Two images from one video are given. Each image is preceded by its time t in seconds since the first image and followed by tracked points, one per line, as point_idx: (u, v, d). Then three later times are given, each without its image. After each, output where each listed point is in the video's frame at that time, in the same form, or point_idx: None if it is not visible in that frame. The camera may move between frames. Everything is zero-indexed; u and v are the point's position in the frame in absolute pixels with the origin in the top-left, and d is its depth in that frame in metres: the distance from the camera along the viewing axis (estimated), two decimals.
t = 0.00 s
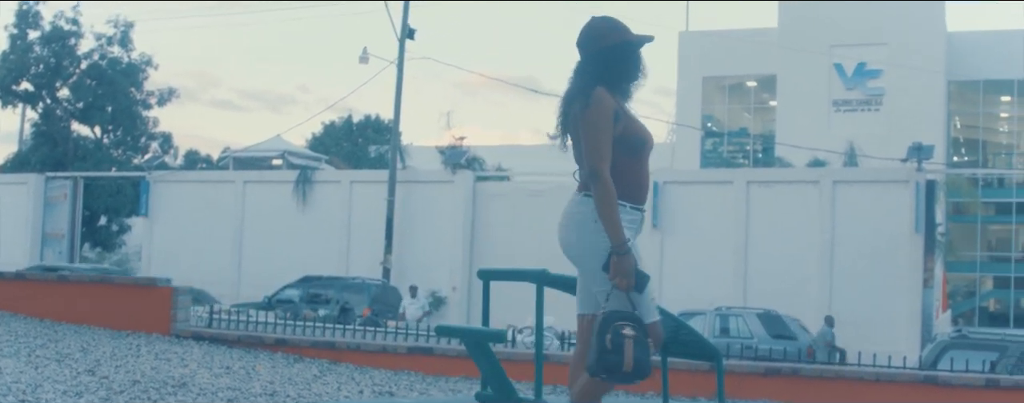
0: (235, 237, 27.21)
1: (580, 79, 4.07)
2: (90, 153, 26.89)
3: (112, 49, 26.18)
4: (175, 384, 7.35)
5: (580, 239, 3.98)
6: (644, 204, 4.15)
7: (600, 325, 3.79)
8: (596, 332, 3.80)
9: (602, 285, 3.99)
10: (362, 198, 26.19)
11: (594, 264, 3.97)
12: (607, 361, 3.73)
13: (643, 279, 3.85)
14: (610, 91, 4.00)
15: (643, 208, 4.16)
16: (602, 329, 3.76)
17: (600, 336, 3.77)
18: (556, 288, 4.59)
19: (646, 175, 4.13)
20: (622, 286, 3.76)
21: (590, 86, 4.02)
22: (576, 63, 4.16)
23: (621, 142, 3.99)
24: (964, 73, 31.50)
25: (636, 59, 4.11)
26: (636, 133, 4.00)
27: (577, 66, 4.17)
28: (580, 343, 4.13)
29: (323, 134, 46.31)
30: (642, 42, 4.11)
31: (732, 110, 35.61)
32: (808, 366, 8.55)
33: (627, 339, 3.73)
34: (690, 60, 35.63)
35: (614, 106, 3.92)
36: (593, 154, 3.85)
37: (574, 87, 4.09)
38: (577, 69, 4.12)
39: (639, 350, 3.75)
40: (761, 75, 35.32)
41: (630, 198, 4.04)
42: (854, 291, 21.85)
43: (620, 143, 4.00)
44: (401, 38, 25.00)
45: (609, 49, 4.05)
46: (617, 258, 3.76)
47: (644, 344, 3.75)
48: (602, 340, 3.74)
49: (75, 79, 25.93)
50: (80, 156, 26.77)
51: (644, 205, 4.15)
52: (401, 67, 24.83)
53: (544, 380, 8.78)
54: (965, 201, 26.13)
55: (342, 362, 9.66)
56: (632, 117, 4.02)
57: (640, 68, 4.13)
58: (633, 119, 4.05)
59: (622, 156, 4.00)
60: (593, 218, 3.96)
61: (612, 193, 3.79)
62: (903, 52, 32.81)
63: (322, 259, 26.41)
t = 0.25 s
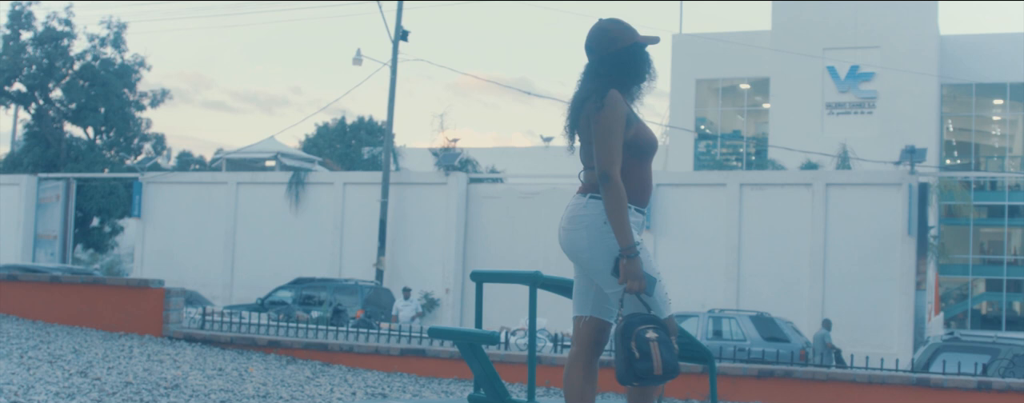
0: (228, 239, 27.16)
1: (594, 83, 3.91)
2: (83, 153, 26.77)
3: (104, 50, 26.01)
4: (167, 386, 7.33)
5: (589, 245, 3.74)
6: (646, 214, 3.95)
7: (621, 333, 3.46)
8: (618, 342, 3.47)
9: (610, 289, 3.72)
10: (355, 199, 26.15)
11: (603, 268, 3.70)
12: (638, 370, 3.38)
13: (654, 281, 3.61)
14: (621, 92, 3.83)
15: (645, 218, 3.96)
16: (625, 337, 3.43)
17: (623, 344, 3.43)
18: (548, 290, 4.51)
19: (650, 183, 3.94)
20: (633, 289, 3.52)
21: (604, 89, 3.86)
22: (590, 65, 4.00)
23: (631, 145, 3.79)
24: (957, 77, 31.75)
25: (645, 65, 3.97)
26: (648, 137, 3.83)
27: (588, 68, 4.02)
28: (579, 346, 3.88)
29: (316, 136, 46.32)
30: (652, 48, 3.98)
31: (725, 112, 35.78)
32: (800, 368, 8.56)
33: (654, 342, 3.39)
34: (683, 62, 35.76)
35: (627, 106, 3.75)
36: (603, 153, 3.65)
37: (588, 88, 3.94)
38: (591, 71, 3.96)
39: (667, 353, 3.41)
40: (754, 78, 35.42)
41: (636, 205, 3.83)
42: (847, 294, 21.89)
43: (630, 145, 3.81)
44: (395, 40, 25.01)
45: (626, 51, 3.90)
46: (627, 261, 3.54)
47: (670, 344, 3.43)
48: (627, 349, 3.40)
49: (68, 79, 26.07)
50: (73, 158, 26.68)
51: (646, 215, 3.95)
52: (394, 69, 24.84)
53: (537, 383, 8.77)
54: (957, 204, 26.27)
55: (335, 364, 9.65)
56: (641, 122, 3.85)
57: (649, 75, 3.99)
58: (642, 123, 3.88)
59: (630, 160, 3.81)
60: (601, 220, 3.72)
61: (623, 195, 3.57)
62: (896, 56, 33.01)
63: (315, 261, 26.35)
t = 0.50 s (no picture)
0: (221, 240, 27.11)
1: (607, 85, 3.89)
2: (76, 154, 26.74)
3: (96, 51, 25.91)
4: (161, 387, 7.33)
5: (603, 246, 3.71)
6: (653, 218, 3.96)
7: (639, 341, 3.53)
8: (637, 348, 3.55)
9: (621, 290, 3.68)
10: (348, 200, 26.13)
11: (614, 271, 3.69)
12: (656, 377, 3.50)
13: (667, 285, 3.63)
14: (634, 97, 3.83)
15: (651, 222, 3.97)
16: (644, 344, 3.51)
17: (643, 353, 3.52)
18: (542, 292, 4.49)
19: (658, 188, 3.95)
20: (646, 295, 3.54)
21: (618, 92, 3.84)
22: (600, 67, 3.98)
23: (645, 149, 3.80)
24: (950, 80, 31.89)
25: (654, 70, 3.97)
26: (661, 141, 3.83)
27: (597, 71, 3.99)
28: (578, 347, 3.87)
29: (309, 137, 46.25)
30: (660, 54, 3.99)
31: (719, 114, 35.96)
32: (792, 370, 8.56)
33: (672, 348, 3.48)
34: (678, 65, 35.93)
35: (642, 111, 3.75)
36: (622, 155, 3.63)
37: (600, 91, 3.91)
38: (602, 74, 3.94)
39: (684, 356, 3.50)
40: (748, 80, 35.39)
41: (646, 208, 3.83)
42: (840, 296, 21.94)
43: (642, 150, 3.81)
44: (389, 41, 25.00)
45: (639, 55, 3.89)
46: (641, 266, 3.55)
47: (687, 348, 3.51)
48: (649, 358, 3.49)
49: (61, 80, 25.89)
50: (66, 158, 26.59)
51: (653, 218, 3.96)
52: (388, 71, 24.82)
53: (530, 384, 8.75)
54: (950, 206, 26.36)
55: (328, 365, 9.64)
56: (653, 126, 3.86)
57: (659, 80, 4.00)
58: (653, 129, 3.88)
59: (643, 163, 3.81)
60: (614, 223, 3.71)
61: (638, 202, 3.59)
62: (889, 59, 33.10)
63: (309, 262, 26.33)
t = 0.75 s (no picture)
0: (214, 240, 27.05)
1: (621, 81, 3.61)
2: (70, 153, 26.66)
3: (91, 51, 25.87)
4: (154, 386, 7.31)
5: (623, 244, 3.46)
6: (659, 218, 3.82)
7: (653, 342, 3.35)
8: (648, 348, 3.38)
9: (639, 288, 3.44)
10: (342, 200, 26.09)
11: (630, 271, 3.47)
12: (663, 381, 3.34)
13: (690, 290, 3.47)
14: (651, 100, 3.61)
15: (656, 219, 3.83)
16: (657, 346, 3.33)
17: (653, 354, 3.34)
18: (535, 292, 4.48)
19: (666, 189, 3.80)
20: (669, 297, 3.37)
21: (634, 89, 3.59)
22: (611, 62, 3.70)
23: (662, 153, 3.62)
24: (946, 81, 31.90)
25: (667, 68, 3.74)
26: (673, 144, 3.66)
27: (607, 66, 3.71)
28: (586, 346, 3.68)
29: (303, 136, 46.22)
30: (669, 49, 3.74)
31: (713, 115, 35.70)
32: (786, 370, 8.56)
33: (684, 357, 3.31)
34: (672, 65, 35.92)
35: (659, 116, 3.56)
36: (641, 163, 3.47)
37: (611, 87, 3.64)
38: (614, 70, 3.66)
39: (695, 365, 3.35)
40: (742, 80, 35.31)
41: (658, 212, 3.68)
42: (834, 295, 21.98)
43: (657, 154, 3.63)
44: (384, 41, 24.98)
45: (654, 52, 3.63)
46: (663, 269, 3.37)
47: (700, 358, 3.36)
48: (659, 360, 3.32)
49: (55, 78, 25.27)
50: (60, 158, 26.50)
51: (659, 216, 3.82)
52: (383, 70, 24.80)
53: (524, 383, 8.74)
54: (944, 207, 26.44)
55: (322, 364, 9.63)
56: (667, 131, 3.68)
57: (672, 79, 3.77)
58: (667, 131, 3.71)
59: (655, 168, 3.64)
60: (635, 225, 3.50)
61: (658, 208, 3.44)
62: (884, 60, 33.18)
63: (303, 261, 26.30)
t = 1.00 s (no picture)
0: (209, 235, 27.04)
1: (635, 74, 3.71)
2: (64, 148, 26.58)
3: (85, 45, 25.59)
4: (149, 380, 7.30)
5: (644, 233, 3.57)
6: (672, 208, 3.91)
7: (664, 331, 3.46)
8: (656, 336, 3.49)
9: (658, 277, 3.56)
10: (337, 195, 26.08)
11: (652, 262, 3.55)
12: (666, 370, 3.46)
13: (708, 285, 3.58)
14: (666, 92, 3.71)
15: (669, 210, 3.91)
16: (668, 333, 3.45)
17: (661, 344, 3.46)
18: (530, 285, 4.48)
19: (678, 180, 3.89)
20: (692, 289, 3.50)
21: (652, 81, 3.67)
22: (622, 57, 3.80)
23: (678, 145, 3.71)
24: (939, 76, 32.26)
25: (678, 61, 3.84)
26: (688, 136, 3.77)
27: (620, 60, 3.80)
28: (603, 338, 3.76)
29: (299, 131, 46.21)
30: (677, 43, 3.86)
31: (709, 110, 36.02)
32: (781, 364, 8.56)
33: (691, 350, 3.44)
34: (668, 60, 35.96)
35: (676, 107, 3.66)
36: (662, 155, 3.56)
37: (626, 80, 3.71)
38: (625, 64, 3.76)
39: (699, 360, 3.47)
40: (736, 76, 35.41)
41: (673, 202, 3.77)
42: (828, 289, 22.03)
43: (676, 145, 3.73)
44: (379, 36, 24.95)
45: (666, 48, 3.74)
46: (686, 262, 3.52)
47: (706, 354, 3.48)
48: (666, 349, 3.44)
49: (49, 74, 25.62)
50: (55, 152, 26.41)
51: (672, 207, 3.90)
52: (378, 65, 24.76)
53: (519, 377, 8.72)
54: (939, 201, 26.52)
55: (317, 358, 9.61)
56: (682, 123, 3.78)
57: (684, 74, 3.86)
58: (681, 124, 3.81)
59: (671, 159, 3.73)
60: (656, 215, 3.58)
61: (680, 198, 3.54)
62: (879, 55, 33.21)
63: (298, 256, 26.29)
